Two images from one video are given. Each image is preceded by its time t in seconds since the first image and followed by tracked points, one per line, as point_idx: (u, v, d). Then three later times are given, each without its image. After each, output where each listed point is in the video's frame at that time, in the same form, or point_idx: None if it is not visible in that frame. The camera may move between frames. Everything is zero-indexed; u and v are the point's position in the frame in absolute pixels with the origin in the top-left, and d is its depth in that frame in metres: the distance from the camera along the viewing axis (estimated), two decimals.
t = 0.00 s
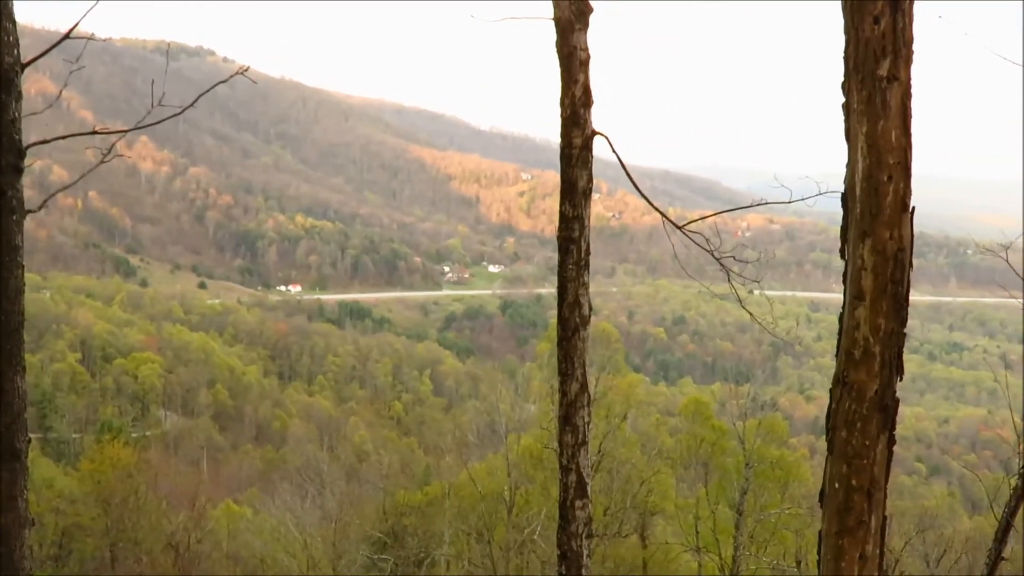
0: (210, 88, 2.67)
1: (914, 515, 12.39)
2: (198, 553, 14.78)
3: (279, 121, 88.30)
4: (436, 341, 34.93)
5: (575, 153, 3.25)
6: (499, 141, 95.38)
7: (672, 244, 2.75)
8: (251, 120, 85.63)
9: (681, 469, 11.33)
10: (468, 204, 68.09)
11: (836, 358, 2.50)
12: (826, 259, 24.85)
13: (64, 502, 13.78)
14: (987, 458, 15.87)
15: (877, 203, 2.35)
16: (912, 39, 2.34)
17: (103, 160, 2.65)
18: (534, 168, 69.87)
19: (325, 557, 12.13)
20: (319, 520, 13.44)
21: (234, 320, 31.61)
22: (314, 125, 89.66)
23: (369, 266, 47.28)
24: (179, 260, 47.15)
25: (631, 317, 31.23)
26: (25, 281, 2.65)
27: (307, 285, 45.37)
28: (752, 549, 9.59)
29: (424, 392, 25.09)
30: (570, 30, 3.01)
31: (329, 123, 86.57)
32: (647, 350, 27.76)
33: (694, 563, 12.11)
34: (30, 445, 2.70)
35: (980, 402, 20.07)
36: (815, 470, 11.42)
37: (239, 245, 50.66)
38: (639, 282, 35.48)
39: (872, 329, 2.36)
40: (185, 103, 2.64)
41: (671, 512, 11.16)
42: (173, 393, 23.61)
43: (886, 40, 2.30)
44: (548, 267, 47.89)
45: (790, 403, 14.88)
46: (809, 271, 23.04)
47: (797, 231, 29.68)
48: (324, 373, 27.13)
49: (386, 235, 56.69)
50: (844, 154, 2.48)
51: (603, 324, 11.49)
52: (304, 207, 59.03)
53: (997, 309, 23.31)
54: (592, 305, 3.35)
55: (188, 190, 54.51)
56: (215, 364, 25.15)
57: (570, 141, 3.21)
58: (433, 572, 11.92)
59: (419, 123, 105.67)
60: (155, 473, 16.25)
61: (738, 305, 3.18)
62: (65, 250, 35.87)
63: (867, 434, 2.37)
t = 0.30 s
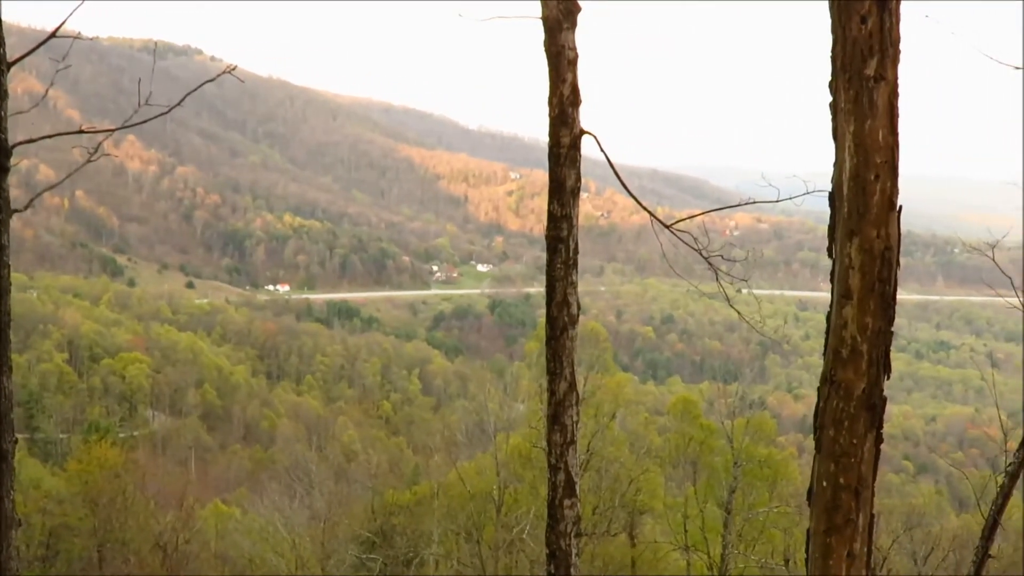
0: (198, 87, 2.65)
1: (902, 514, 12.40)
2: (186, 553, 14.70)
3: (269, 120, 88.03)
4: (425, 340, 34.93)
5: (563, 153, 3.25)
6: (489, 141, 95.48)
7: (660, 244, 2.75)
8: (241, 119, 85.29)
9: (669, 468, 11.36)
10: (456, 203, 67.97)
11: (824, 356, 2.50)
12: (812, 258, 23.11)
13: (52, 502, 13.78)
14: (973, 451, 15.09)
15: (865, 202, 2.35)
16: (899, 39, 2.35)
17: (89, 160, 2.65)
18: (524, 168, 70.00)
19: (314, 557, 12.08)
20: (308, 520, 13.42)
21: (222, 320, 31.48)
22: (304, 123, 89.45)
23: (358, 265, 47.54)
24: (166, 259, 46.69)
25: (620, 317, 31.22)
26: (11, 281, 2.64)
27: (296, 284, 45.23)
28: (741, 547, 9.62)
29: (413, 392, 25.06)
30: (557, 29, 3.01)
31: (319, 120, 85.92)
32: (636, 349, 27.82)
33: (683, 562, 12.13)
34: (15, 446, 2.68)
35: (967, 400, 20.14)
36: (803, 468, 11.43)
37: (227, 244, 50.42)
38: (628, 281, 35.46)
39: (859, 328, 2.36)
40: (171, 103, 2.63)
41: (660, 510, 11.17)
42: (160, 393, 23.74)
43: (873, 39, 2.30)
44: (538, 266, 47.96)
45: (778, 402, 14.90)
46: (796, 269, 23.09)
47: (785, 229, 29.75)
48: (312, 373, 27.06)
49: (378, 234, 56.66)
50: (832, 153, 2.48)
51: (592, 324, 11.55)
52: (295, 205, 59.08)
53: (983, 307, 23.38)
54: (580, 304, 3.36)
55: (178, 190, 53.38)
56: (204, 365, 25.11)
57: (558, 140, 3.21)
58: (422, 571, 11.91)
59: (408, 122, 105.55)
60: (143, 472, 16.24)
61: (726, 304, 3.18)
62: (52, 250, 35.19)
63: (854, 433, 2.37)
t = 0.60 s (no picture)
0: (186, 86, 2.65)
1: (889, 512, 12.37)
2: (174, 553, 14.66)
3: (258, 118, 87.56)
4: (414, 340, 34.91)
5: (551, 152, 3.24)
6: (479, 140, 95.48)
7: (648, 243, 2.75)
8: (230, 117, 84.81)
9: (658, 467, 11.37)
10: (445, 203, 67.05)
11: (812, 356, 2.50)
12: (800, 257, 21.50)
13: (39, 503, 13.87)
14: (960, 455, 14.95)
15: (852, 201, 2.35)
16: (887, 38, 2.35)
17: (76, 160, 2.63)
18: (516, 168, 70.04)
19: (302, 557, 12.14)
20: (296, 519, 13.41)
21: (211, 319, 31.30)
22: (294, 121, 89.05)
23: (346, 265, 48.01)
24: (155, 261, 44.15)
25: (608, 317, 31.24)
26: None
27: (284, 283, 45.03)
28: (729, 546, 9.64)
29: (402, 392, 24.95)
30: (546, 29, 3.00)
31: (308, 116, 85.04)
32: (625, 349, 27.81)
33: (672, 562, 12.16)
34: None
35: (954, 399, 20.20)
36: (790, 467, 11.46)
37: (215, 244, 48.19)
38: (617, 281, 35.48)
39: (847, 328, 2.37)
40: (158, 103, 2.62)
41: (649, 510, 11.19)
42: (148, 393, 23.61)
43: (861, 39, 2.30)
44: (526, 265, 47.91)
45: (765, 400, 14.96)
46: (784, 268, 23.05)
47: (773, 228, 29.74)
48: (301, 373, 26.95)
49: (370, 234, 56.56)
50: (819, 153, 2.48)
51: (581, 323, 11.62)
52: (284, 204, 57.55)
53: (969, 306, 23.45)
54: (569, 303, 3.36)
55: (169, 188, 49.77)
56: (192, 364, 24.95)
57: (547, 139, 3.21)
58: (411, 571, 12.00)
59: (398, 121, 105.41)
60: (131, 473, 16.29)
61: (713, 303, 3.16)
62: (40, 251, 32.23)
63: (842, 431, 2.38)
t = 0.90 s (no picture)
0: (173, 86, 2.64)
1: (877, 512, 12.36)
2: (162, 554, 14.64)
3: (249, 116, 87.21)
4: (403, 340, 34.85)
5: (539, 151, 3.24)
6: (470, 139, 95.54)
7: (636, 243, 2.75)
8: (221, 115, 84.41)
9: (646, 466, 11.43)
10: (434, 203, 61.86)
11: (800, 355, 2.50)
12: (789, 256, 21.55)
13: (27, 505, 14.03)
14: (949, 455, 14.64)
15: (840, 201, 2.36)
16: (874, 38, 2.36)
17: (63, 159, 2.62)
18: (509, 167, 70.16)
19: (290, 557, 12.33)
20: (284, 520, 13.64)
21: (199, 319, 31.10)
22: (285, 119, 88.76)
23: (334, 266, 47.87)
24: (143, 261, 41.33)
25: (598, 316, 31.21)
26: None
27: (273, 283, 44.16)
28: (718, 545, 9.65)
29: (391, 391, 24.84)
30: (534, 29, 3.00)
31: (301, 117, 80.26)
32: (614, 348, 27.71)
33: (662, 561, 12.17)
34: None
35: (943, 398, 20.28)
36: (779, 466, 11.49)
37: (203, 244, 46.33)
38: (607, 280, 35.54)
39: (835, 326, 2.37)
40: (147, 103, 2.62)
41: (638, 509, 11.21)
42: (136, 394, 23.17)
43: (848, 39, 2.31)
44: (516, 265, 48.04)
45: (754, 399, 14.98)
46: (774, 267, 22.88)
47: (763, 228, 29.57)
48: (290, 373, 26.84)
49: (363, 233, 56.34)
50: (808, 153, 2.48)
51: (570, 322, 11.65)
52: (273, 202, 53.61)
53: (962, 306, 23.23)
54: (558, 303, 3.36)
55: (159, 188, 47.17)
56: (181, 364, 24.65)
57: (535, 139, 3.20)
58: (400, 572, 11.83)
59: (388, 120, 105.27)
60: (119, 474, 16.63)
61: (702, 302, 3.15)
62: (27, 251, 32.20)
63: (830, 430, 2.38)
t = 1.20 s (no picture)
0: (159, 86, 2.63)
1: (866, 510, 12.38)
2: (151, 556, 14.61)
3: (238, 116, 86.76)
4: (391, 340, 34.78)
5: (527, 151, 3.23)
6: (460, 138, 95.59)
7: (625, 242, 2.74)
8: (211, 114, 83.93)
9: (635, 466, 11.50)
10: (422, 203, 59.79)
11: (787, 355, 2.51)
12: (776, 256, 21.53)
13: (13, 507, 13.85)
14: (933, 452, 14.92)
15: (826, 200, 2.36)
16: (860, 38, 2.36)
17: (49, 159, 2.61)
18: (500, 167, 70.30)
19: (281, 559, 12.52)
20: (273, 520, 14.04)
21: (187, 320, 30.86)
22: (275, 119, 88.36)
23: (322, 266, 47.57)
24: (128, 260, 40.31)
25: (586, 315, 31.20)
26: None
27: (262, 283, 43.03)
28: (707, 544, 9.69)
29: (380, 391, 24.73)
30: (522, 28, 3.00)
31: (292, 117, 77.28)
32: (602, 348, 27.69)
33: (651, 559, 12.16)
34: None
35: (931, 396, 20.38)
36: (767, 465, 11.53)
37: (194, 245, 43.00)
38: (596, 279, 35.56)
39: (822, 325, 2.37)
40: (133, 103, 2.61)
41: (627, 509, 11.24)
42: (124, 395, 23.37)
43: (834, 39, 2.31)
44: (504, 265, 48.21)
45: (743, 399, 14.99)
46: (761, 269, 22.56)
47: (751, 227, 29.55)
48: (278, 373, 26.71)
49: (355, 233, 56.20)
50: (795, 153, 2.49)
51: (559, 323, 11.59)
52: (262, 202, 53.00)
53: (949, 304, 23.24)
54: (545, 303, 3.37)
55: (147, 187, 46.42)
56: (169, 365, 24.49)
57: (523, 139, 3.20)
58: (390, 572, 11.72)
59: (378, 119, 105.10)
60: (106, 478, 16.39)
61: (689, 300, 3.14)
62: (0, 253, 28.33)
63: (817, 429, 2.39)
